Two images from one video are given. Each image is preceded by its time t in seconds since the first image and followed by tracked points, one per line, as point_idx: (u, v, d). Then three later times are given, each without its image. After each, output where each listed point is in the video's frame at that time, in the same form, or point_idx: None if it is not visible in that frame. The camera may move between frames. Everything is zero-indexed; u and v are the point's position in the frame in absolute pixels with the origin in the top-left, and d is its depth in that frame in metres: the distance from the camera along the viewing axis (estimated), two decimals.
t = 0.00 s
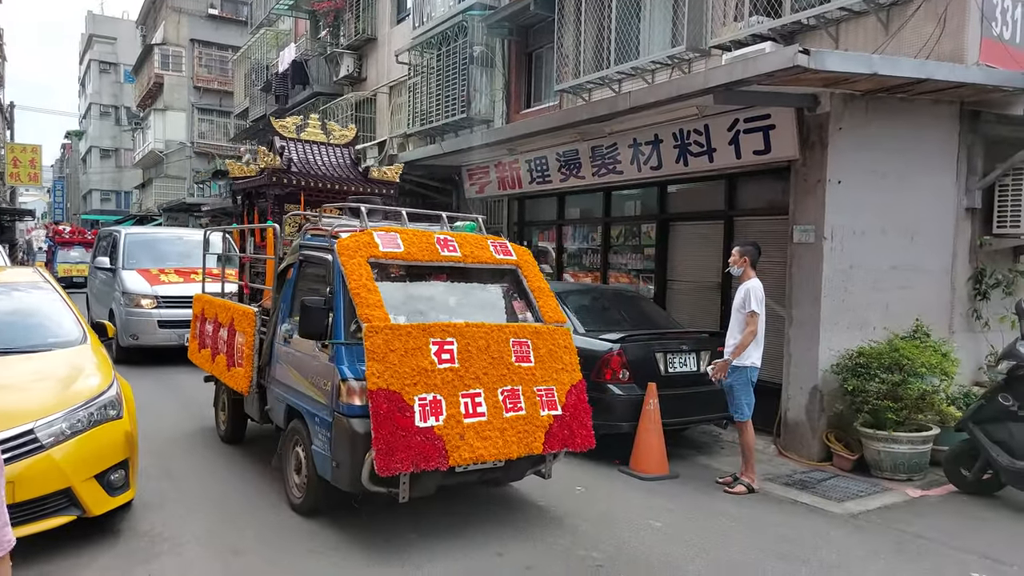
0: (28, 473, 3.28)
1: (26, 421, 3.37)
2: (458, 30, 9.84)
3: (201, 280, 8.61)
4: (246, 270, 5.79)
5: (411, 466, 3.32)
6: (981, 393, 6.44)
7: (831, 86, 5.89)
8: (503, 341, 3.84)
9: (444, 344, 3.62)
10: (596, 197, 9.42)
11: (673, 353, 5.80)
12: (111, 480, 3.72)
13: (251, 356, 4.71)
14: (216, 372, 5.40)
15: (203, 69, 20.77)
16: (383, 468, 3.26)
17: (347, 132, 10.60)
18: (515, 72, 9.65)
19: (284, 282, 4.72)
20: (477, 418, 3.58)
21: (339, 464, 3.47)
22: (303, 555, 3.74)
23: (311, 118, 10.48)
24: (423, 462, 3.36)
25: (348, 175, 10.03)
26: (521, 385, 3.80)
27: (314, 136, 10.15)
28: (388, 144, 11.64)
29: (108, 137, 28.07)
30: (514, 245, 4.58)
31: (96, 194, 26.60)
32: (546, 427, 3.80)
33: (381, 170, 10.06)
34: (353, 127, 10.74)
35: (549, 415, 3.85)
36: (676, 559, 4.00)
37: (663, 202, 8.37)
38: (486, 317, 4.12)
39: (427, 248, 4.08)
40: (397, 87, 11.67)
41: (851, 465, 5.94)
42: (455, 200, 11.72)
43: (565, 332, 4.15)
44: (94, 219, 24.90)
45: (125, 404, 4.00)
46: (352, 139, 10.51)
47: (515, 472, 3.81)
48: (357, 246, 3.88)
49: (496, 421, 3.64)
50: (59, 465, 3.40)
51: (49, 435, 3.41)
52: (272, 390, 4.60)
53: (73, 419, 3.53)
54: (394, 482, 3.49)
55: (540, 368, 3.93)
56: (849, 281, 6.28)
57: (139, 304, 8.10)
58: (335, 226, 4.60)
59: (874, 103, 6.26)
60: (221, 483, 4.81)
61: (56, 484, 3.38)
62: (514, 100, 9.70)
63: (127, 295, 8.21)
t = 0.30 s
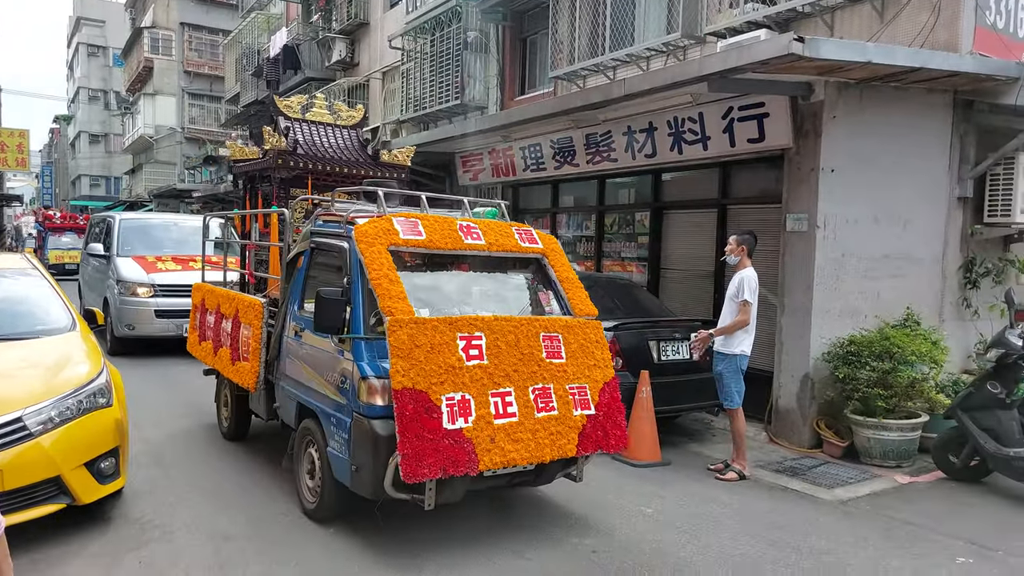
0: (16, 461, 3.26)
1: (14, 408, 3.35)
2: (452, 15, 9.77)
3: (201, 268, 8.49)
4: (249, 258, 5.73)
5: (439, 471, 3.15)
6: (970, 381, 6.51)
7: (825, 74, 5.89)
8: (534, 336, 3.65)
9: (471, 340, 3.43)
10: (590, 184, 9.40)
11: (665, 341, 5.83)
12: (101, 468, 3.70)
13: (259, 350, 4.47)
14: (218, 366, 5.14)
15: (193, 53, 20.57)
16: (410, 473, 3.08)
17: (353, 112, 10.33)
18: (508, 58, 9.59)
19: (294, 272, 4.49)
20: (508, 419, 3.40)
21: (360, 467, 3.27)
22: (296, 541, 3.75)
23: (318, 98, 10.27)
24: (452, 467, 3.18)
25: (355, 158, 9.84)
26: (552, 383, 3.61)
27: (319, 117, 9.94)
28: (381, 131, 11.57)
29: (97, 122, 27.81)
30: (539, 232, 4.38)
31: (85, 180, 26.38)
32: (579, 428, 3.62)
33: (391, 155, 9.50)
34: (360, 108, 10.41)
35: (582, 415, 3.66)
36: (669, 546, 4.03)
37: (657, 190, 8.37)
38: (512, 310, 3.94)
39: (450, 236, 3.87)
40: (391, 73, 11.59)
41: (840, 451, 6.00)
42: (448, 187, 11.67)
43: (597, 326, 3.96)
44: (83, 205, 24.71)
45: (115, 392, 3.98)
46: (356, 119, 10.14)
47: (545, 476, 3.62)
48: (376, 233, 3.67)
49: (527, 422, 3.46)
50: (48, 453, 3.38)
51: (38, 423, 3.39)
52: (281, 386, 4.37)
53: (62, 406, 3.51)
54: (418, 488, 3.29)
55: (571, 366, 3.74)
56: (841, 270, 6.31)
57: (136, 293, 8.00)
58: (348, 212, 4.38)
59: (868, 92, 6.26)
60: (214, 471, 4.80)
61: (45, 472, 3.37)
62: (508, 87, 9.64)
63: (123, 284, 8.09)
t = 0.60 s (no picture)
0: None
1: None
2: (437, 5, 9.71)
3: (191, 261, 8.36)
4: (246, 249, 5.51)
5: (464, 485, 2.94)
6: (950, 371, 6.60)
7: (810, 65, 5.90)
8: (560, 336, 3.44)
9: (495, 341, 3.21)
10: (576, 175, 9.39)
11: (651, 331, 5.83)
12: (82, 461, 3.67)
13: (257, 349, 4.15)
14: (212, 365, 4.85)
15: (175, 42, 20.30)
16: (433, 488, 2.87)
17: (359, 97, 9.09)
18: (494, 47, 9.51)
19: (297, 264, 4.19)
20: (536, 425, 3.21)
21: (375, 479, 3.05)
22: (280, 533, 3.74)
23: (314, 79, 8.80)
24: (478, 480, 2.99)
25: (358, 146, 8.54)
26: (580, 387, 3.41)
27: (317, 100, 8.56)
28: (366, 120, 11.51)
29: (77, 112, 27.44)
30: (559, 223, 4.12)
31: (65, 169, 26.06)
32: (609, 434, 3.43)
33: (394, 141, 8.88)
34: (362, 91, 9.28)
35: (612, 420, 3.47)
36: (653, 535, 4.06)
37: (643, 181, 8.37)
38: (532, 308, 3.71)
39: (467, 228, 3.61)
40: (376, 62, 11.51)
41: (823, 441, 6.05)
42: (434, 177, 11.64)
43: (624, 323, 3.74)
44: (64, 195, 24.44)
45: (94, 383, 3.93)
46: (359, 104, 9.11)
47: (571, 484, 3.44)
48: (389, 224, 3.39)
49: (554, 429, 3.26)
50: (26, 445, 3.35)
51: (16, 416, 3.35)
52: (284, 387, 4.10)
53: (41, 399, 3.47)
54: (439, 502, 3.08)
55: (599, 367, 3.53)
56: (824, 261, 6.35)
57: (122, 287, 7.81)
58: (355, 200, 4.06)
59: (852, 84, 6.29)
60: (198, 464, 4.78)
61: (24, 464, 3.34)
62: (494, 78, 9.60)
63: (110, 276, 7.91)
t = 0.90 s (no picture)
0: None
1: None
2: None
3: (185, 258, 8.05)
4: (246, 246, 5.32)
5: (496, 505, 2.66)
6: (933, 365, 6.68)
7: (794, 62, 5.94)
8: (593, 340, 3.18)
9: (526, 347, 2.95)
10: (563, 171, 9.40)
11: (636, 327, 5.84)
12: (63, 459, 3.66)
13: (261, 354, 3.91)
14: (211, 370, 4.62)
15: (159, 36, 20.08)
16: (463, 509, 2.58)
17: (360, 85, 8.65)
18: (481, 43, 9.47)
19: (303, 264, 3.93)
20: (572, 439, 2.93)
21: (396, 498, 2.78)
22: (265, 532, 3.73)
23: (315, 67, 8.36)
24: (510, 500, 2.71)
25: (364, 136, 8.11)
26: (616, 395, 3.13)
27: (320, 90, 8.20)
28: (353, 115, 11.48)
29: (59, 106, 27.13)
30: (584, 218, 3.89)
31: (47, 165, 25.79)
32: (647, 447, 3.14)
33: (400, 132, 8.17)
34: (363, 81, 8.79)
35: (650, 431, 3.19)
36: (638, 530, 4.08)
37: (629, 177, 8.39)
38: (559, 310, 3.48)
39: (489, 223, 3.39)
40: (362, 57, 11.47)
41: (807, 435, 6.11)
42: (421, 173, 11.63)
43: (658, 326, 3.49)
44: (46, 191, 24.20)
45: (76, 381, 3.90)
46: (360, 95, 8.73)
47: (606, 501, 3.17)
48: (408, 220, 3.18)
49: (591, 442, 2.99)
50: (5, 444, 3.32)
51: None
52: (291, 396, 3.84)
53: (21, 397, 3.44)
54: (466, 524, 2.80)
55: (635, 374, 3.26)
56: (808, 257, 6.39)
57: (110, 286, 7.53)
58: (367, 194, 3.82)
59: (836, 80, 6.34)
60: (183, 463, 4.75)
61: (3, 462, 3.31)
62: (481, 74, 9.59)
63: (99, 275, 7.60)
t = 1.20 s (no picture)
0: None
1: None
2: None
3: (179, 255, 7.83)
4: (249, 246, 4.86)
5: (539, 529, 2.44)
6: (916, 358, 6.75)
7: (779, 57, 5.98)
8: (635, 345, 2.95)
9: (566, 352, 2.72)
10: (550, 166, 9.40)
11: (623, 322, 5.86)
12: (45, 457, 3.63)
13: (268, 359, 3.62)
14: (210, 375, 4.36)
15: (141, 28, 19.85)
16: (506, 536, 2.36)
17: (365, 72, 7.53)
18: (467, 37, 9.43)
19: (314, 263, 3.65)
20: (617, 453, 2.71)
21: (426, 520, 2.55)
22: (253, 530, 3.71)
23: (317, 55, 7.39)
24: (554, 522, 2.49)
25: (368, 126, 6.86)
26: (659, 404, 2.91)
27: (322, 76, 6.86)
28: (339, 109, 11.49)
29: (40, 99, 26.78)
30: (614, 211, 3.68)
31: (28, 159, 25.46)
32: (693, 460, 2.93)
33: (408, 122, 7.11)
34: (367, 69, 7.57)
35: (695, 441, 2.98)
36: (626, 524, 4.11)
37: (616, 171, 8.41)
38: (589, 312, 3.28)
39: (519, 217, 3.14)
40: (349, 51, 11.44)
41: (792, 429, 6.16)
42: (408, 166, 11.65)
43: (700, 329, 3.26)
44: (28, 185, 23.91)
45: (58, 378, 3.86)
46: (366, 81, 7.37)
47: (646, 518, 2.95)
48: (433, 213, 2.91)
49: (636, 456, 2.76)
50: None
51: None
52: (301, 405, 3.55)
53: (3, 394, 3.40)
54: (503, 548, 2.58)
55: (678, 381, 3.04)
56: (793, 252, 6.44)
57: (101, 284, 7.28)
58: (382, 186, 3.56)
59: (821, 75, 6.37)
60: (169, 460, 4.72)
61: None
62: (467, 68, 9.50)
63: (89, 274, 7.34)
